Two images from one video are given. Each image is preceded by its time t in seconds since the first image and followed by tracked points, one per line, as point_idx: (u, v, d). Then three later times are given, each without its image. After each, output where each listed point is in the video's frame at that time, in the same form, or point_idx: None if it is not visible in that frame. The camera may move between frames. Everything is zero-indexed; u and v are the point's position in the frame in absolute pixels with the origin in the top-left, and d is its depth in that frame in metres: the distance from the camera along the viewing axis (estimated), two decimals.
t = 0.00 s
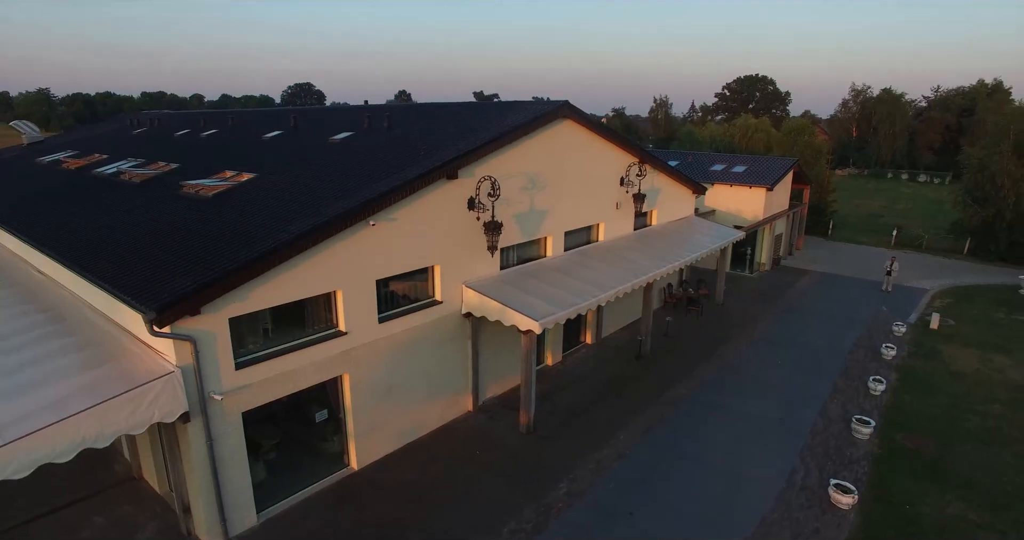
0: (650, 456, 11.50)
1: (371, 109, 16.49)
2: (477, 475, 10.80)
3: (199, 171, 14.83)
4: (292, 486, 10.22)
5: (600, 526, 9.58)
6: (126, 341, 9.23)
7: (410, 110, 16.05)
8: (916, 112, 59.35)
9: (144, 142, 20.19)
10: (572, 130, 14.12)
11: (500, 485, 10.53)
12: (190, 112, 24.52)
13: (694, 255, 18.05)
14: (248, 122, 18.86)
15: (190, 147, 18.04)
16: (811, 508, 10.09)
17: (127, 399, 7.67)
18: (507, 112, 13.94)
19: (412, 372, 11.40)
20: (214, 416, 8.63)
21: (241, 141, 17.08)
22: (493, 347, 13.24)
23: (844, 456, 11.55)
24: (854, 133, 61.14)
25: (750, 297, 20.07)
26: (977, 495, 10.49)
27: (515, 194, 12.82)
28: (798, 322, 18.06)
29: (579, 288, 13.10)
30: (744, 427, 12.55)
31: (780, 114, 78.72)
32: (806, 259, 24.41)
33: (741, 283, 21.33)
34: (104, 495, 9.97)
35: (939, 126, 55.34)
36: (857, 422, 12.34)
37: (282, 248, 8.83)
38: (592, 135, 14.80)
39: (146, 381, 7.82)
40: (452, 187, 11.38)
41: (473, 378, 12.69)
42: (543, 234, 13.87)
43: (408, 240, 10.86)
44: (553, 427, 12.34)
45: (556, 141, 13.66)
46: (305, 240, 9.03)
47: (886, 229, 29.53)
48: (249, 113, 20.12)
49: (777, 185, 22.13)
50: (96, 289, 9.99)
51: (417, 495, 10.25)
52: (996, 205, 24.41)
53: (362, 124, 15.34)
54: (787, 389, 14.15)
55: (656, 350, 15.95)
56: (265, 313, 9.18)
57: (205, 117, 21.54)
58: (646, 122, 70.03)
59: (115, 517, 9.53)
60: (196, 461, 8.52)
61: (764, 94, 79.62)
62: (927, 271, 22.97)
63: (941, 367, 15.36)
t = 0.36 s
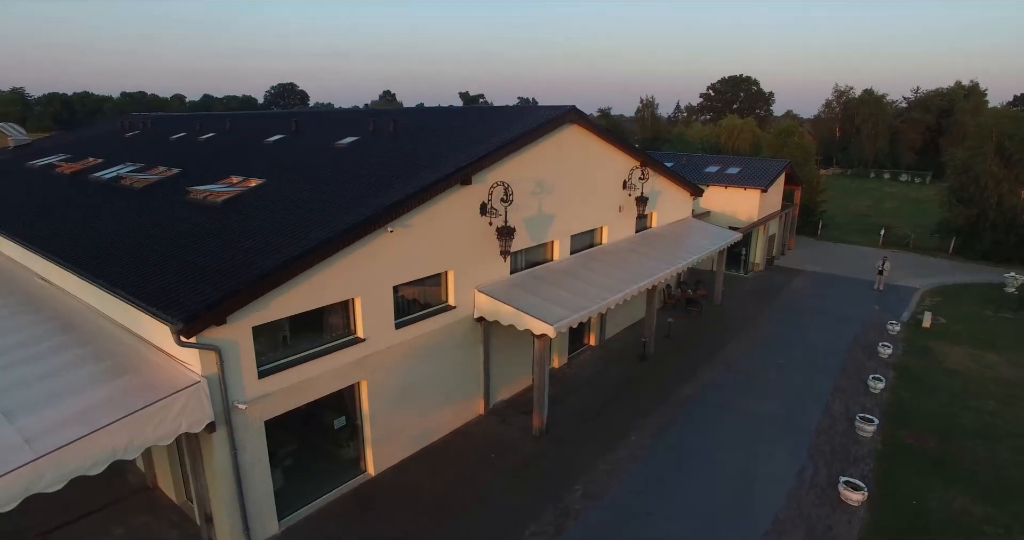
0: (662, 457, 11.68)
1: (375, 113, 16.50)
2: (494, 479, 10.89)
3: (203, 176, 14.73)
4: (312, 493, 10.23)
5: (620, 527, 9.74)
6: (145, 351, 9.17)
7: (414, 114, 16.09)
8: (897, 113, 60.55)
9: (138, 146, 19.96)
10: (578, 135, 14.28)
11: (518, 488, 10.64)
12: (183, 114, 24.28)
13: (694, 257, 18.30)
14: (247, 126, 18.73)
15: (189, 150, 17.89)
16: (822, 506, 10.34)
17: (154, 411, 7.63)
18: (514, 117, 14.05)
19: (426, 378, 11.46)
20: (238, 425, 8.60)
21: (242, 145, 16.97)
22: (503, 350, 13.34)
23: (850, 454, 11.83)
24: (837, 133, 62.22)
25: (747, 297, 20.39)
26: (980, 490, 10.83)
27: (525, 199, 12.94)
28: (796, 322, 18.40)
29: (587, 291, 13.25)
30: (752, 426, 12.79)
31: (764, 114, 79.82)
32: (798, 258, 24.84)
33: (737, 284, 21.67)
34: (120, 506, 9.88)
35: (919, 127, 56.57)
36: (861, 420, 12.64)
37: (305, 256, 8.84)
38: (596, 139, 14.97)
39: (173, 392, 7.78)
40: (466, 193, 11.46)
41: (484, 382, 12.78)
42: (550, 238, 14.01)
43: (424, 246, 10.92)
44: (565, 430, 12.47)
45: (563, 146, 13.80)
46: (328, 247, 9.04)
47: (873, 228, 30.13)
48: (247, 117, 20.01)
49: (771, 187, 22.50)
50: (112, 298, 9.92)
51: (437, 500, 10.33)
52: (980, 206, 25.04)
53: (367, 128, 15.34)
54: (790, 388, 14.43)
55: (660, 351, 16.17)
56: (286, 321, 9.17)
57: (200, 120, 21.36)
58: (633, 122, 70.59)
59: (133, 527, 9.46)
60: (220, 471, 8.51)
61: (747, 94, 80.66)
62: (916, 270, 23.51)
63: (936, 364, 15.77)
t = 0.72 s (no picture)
0: (671, 457, 11.88)
1: (375, 118, 16.47)
2: (507, 483, 10.99)
3: (203, 181, 14.59)
4: (328, 500, 10.24)
5: (635, 528, 9.92)
6: (160, 362, 9.11)
7: (415, 119, 16.09)
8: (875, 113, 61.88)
9: (130, 150, 19.68)
10: (581, 140, 14.45)
11: (533, 492, 10.76)
12: (172, 117, 23.98)
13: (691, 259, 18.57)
14: (243, 130, 18.58)
15: (184, 154, 17.71)
16: (829, 502, 10.61)
17: (178, 423, 7.59)
18: (518, 122, 14.15)
19: (438, 383, 11.54)
20: (258, 435, 8.57)
21: (240, 149, 16.84)
22: (510, 354, 13.47)
23: (852, 451, 12.15)
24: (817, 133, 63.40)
25: (740, 297, 20.75)
26: (977, 485, 11.22)
27: (531, 204, 13.08)
28: (789, 322, 18.78)
29: (593, 295, 13.41)
30: (755, 425, 13.06)
31: (745, 114, 81.03)
32: (788, 259, 25.32)
33: (730, 284, 22.02)
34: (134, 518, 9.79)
35: (897, 128, 57.90)
36: (860, 417, 12.97)
37: (324, 264, 8.83)
38: (598, 144, 15.16)
39: (196, 403, 7.75)
40: (476, 199, 11.55)
41: (492, 386, 12.89)
42: (555, 242, 14.16)
43: (436, 252, 10.98)
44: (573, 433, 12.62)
45: (567, 151, 13.96)
46: (346, 256, 9.06)
47: (857, 228, 30.81)
48: (241, 120, 19.85)
49: (761, 188, 22.92)
50: (123, 308, 9.82)
51: (453, 506, 10.41)
52: (961, 206, 25.68)
53: (369, 133, 15.31)
54: (788, 387, 14.75)
55: (660, 353, 16.40)
56: (304, 329, 9.16)
57: (193, 124, 21.12)
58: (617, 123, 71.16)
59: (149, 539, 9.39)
60: (242, 482, 8.47)
61: (729, 95, 81.76)
62: (901, 269, 24.10)
63: (928, 361, 16.23)
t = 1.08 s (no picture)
0: (677, 458, 12.09)
1: (374, 122, 16.45)
2: (519, 487, 11.11)
3: (202, 186, 14.46)
4: (341, 507, 10.24)
5: (647, 528, 10.10)
6: (173, 370, 9.04)
7: (415, 123, 16.11)
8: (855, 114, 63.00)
9: (122, 154, 19.41)
10: (583, 145, 14.61)
11: (544, 494, 10.88)
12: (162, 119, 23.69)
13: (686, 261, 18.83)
14: (239, 133, 18.44)
15: (179, 158, 17.53)
16: (833, 499, 10.89)
17: (199, 433, 7.55)
18: (519, 127, 14.25)
19: (447, 388, 11.64)
20: (276, 443, 8.55)
21: (237, 153, 16.70)
22: (514, 358, 13.61)
23: (851, 449, 12.47)
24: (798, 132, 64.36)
25: (733, 298, 21.09)
26: (972, 479, 11.58)
27: (536, 209, 13.20)
28: (782, 321, 19.14)
29: (597, 297, 13.57)
30: (756, 424, 13.32)
31: (728, 114, 81.99)
32: (777, 258, 25.76)
33: (722, 285, 22.37)
34: (146, 528, 9.74)
35: (877, 128, 59.13)
36: (858, 415, 13.31)
37: (339, 273, 8.84)
38: (598, 148, 15.33)
39: (217, 413, 7.73)
40: (484, 204, 11.64)
41: (498, 390, 13.01)
42: (557, 246, 14.30)
43: (445, 258, 11.04)
44: (579, 435, 12.78)
45: (569, 156, 14.12)
46: (361, 263, 9.08)
47: (843, 227, 31.41)
48: (235, 123, 19.70)
49: (752, 190, 23.29)
50: (132, 317, 9.73)
51: (466, 509, 10.49)
52: (942, 206, 26.36)
53: (370, 138, 15.30)
54: (786, 386, 15.06)
55: (659, 354, 16.62)
56: (319, 337, 9.17)
57: (185, 127, 20.91)
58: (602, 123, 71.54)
59: None
60: (260, 491, 8.46)
61: (712, 95, 82.64)
62: (887, 268, 24.65)
63: (918, 359, 16.65)
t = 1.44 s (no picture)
0: (681, 457, 12.31)
1: (372, 127, 16.43)
2: (528, 489, 11.21)
3: (198, 191, 14.29)
4: (354, 514, 10.25)
5: (657, 528, 10.29)
6: (187, 381, 8.94)
7: (413, 127, 16.10)
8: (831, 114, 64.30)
9: (110, 159, 19.08)
10: (582, 149, 14.80)
11: (554, 497, 11.00)
12: (147, 122, 23.31)
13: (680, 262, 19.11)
14: (231, 138, 18.25)
15: (170, 163, 17.29)
16: (834, 495, 11.20)
17: (222, 445, 7.51)
18: (519, 131, 14.34)
19: (454, 393, 11.69)
20: (294, 453, 8.53)
21: (231, 157, 16.53)
22: (517, 362, 13.71)
23: (848, 445, 12.82)
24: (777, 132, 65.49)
25: (724, 297, 21.46)
26: (964, 473, 11.99)
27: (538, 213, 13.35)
28: (773, 320, 19.54)
29: (598, 300, 13.75)
30: (755, 423, 13.61)
31: (707, 114, 83.08)
32: (763, 258, 26.25)
33: (712, 285, 22.73)
34: None
35: (853, 129, 60.41)
36: (853, 412, 13.68)
37: (355, 281, 8.86)
38: (596, 152, 15.54)
39: (238, 425, 7.70)
40: (490, 209, 11.73)
41: (503, 394, 13.10)
42: (558, 249, 14.46)
43: (454, 264, 11.11)
44: (584, 437, 12.93)
45: (570, 160, 14.30)
46: (375, 271, 9.10)
47: (825, 227, 32.09)
48: (226, 127, 19.49)
49: (740, 191, 23.71)
50: (140, 327, 9.62)
51: (478, 513, 10.57)
52: (921, 206, 27.11)
53: (369, 141, 15.26)
54: (781, 384, 15.39)
55: (656, 355, 16.87)
56: (333, 345, 9.17)
57: (173, 131, 20.60)
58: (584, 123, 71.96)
59: None
60: (278, 501, 8.43)
61: (692, 95, 83.66)
62: (870, 267, 25.27)
63: (906, 355, 17.13)
